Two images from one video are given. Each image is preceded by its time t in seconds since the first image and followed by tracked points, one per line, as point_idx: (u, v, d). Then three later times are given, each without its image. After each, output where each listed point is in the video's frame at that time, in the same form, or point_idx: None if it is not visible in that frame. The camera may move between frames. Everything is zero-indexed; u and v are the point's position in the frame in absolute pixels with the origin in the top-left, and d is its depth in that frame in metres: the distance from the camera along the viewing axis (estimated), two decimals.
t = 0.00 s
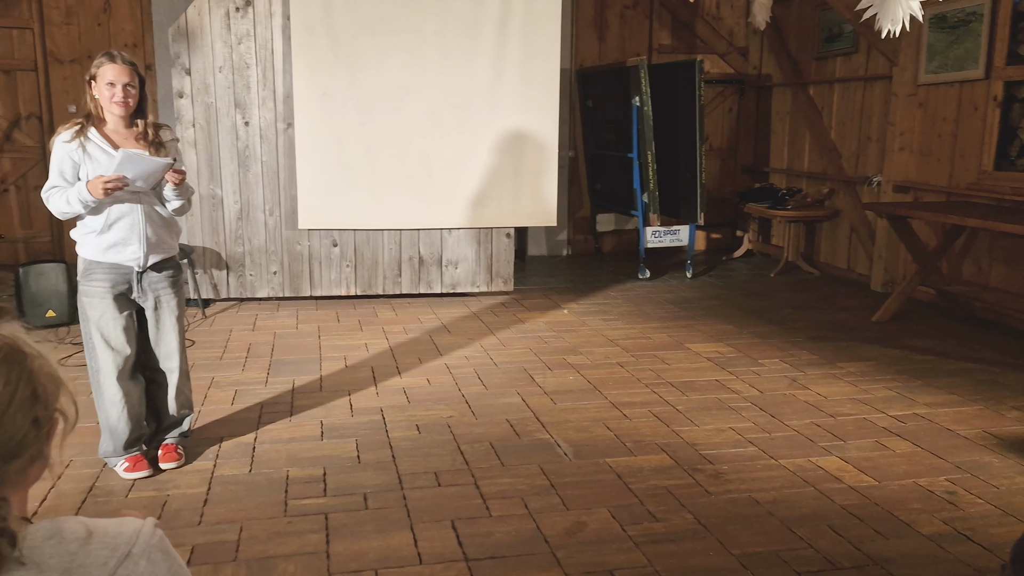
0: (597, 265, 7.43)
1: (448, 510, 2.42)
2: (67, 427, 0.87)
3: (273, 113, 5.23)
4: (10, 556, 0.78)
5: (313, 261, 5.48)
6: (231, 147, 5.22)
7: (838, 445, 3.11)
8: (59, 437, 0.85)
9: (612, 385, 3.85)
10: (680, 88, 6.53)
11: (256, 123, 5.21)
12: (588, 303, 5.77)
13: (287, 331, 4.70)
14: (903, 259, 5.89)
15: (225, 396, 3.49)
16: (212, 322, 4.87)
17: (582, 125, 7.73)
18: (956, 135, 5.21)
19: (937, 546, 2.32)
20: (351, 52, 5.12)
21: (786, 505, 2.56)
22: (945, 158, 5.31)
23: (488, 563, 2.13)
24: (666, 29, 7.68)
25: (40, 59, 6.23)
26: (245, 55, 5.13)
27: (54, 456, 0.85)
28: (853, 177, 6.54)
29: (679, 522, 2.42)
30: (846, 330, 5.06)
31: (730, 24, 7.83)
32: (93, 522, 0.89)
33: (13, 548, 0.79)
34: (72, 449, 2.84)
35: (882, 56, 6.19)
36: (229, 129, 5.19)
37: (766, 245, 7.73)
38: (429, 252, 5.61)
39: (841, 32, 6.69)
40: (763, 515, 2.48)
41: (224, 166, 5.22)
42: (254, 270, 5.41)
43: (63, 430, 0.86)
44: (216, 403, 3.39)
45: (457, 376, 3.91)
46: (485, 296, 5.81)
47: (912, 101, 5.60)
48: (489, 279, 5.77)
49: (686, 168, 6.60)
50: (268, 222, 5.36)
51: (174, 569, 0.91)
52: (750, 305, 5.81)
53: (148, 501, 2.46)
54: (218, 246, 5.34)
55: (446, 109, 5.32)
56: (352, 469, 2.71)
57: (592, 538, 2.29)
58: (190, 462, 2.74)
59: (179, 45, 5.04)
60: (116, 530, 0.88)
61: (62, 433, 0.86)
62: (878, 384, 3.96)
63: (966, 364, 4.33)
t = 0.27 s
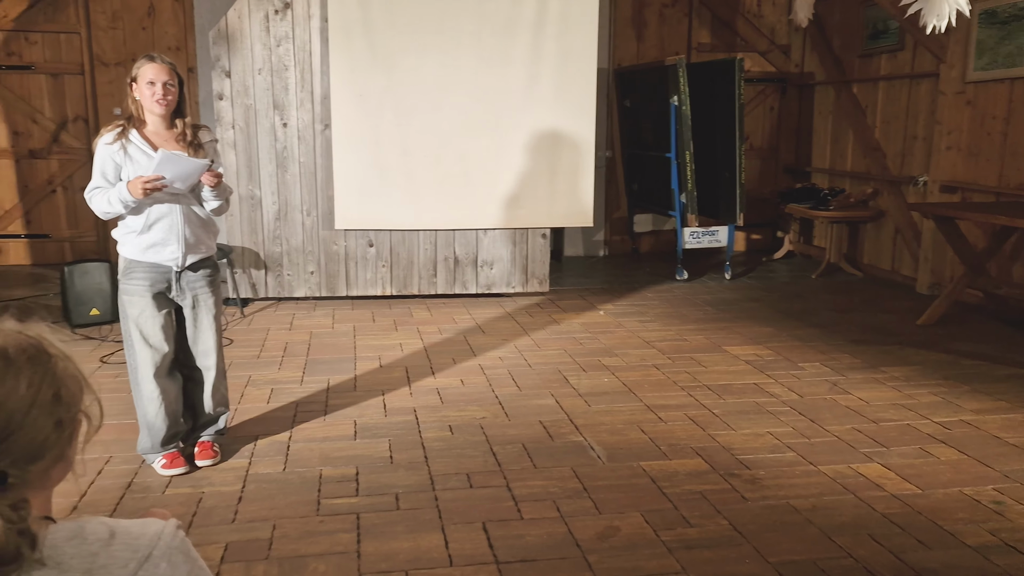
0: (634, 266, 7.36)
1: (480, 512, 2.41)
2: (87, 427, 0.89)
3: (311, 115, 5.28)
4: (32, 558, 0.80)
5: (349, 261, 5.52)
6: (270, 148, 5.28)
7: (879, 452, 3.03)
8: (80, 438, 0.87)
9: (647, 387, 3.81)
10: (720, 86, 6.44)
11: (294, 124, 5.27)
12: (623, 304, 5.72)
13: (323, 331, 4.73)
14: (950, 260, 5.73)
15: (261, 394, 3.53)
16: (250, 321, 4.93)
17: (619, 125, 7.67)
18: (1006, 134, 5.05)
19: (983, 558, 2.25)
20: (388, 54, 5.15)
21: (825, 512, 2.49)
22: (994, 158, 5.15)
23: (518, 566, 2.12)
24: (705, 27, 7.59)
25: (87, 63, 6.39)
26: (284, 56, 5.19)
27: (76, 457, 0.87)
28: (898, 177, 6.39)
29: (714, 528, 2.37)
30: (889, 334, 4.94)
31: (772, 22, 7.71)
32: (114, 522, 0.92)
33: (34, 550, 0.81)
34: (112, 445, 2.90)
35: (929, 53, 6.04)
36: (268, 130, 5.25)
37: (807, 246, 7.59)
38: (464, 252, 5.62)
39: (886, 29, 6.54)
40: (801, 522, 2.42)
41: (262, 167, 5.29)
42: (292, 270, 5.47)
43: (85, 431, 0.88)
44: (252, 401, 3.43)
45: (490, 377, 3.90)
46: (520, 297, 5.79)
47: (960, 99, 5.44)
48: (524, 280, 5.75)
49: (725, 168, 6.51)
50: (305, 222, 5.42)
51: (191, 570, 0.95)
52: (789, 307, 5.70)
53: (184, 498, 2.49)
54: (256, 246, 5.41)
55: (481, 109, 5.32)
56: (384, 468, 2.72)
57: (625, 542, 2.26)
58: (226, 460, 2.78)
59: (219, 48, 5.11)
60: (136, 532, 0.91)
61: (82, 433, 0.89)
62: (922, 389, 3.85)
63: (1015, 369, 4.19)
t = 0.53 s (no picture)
0: (680, 268, 7.28)
1: (521, 515, 2.40)
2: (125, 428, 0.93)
3: (357, 116, 5.33)
4: (69, 556, 0.82)
5: (394, 261, 5.57)
6: (317, 149, 5.35)
7: (933, 461, 2.93)
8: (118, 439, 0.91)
9: (691, 391, 3.75)
10: (770, 85, 6.33)
11: (341, 125, 5.33)
12: (669, 306, 5.66)
13: (368, 331, 4.77)
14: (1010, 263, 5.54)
15: (307, 393, 3.58)
16: (297, 320, 5.00)
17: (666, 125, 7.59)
18: None
19: None
20: (433, 56, 5.18)
21: (874, 523, 2.42)
22: None
23: (558, 570, 2.10)
24: (755, 25, 7.46)
25: (143, 67, 6.56)
26: (332, 59, 5.25)
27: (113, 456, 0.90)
28: (956, 178, 6.20)
29: (758, 536, 2.32)
30: (945, 339, 4.79)
31: (824, 19, 7.54)
32: (152, 523, 0.92)
33: (71, 548, 0.83)
34: (162, 441, 2.97)
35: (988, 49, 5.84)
36: (315, 132, 5.32)
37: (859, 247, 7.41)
38: (508, 253, 5.62)
39: (944, 25, 6.34)
40: (850, 533, 2.36)
41: (310, 168, 5.36)
42: (338, 270, 5.54)
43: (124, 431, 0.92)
44: (298, 400, 3.48)
45: (533, 378, 3.89)
46: (564, 298, 5.77)
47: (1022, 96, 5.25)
48: (568, 281, 5.73)
49: (775, 168, 6.39)
50: (352, 223, 5.47)
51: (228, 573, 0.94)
52: (840, 310, 5.57)
53: (230, 494, 2.54)
54: (303, 246, 5.48)
55: (526, 110, 5.31)
56: (426, 469, 2.73)
57: (667, 549, 2.23)
58: (271, 457, 2.82)
59: (269, 51, 5.19)
60: (174, 531, 0.91)
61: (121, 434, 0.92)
62: (980, 397, 3.72)
63: None
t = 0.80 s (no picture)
0: (714, 268, 7.21)
1: (550, 514, 2.41)
2: (157, 419, 0.96)
3: (392, 116, 5.38)
4: (97, 548, 0.84)
5: (427, 260, 5.61)
6: (352, 148, 5.40)
7: (972, 467, 2.87)
8: (149, 430, 0.94)
9: (724, 392, 3.72)
10: (808, 83, 6.24)
11: (375, 125, 5.38)
12: (702, 306, 5.61)
13: (400, 329, 4.81)
14: None
15: (339, 389, 3.62)
16: (331, 317, 5.06)
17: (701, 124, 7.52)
18: None
19: None
20: (467, 56, 5.21)
21: (910, 529, 2.38)
22: None
23: (586, 570, 2.10)
24: (793, 22, 7.37)
25: (183, 67, 6.69)
26: (367, 59, 5.30)
27: (144, 447, 0.94)
28: (999, 178, 6.05)
29: (790, 540, 2.30)
30: (987, 342, 4.68)
31: (864, 16, 7.42)
32: (178, 516, 0.93)
33: (99, 539, 0.84)
34: (198, 435, 3.02)
35: None
36: (350, 131, 5.37)
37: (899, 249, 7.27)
38: (540, 252, 5.62)
39: (988, 21, 6.19)
40: (884, 538, 2.32)
41: (344, 167, 5.41)
42: (372, 268, 5.59)
43: (155, 422, 0.95)
44: (331, 396, 3.52)
45: (564, 378, 3.89)
46: (596, 297, 5.75)
47: None
48: (601, 280, 5.71)
49: (812, 167, 6.30)
50: (385, 221, 5.52)
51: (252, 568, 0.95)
52: (878, 312, 5.47)
53: (263, 488, 2.58)
54: (338, 244, 5.54)
55: (559, 109, 5.31)
56: (456, 466, 2.75)
57: (696, 551, 2.22)
58: (304, 453, 2.86)
59: (305, 51, 5.26)
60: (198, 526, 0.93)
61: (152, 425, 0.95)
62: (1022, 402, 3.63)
63: None
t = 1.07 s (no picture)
0: (724, 268, 7.19)
1: (554, 512, 2.40)
2: (150, 412, 0.97)
3: (402, 114, 5.38)
4: (86, 539, 0.86)
5: (437, 258, 5.62)
6: (362, 146, 5.41)
7: (981, 469, 2.85)
8: (142, 423, 0.96)
9: (732, 392, 3.70)
10: (820, 83, 6.20)
11: (385, 123, 5.38)
12: (712, 306, 5.59)
13: (409, 327, 4.81)
14: None
15: (347, 386, 3.63)
16: (340, 315, 5.08)
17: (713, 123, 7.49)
18: None
19: None
20: (477, 54, 5.21)
21: (916, 531, 2.36)
22: None
23: (589, 569, 2.10)
24: (806, 22, 7.32)
25: (195, 65, 6.72)
26: (377, 57, 5.31)
27: (137, 440, 0.95)
28: (1014, 179, 5.99)
29: (795, 540, 2.29)
30: (1000, 344, 4.63)
31: (878, 15, 7.36)
32: (169, 508, 0.96)
33: (89, 531, 0.87)
34: (206, 431, 3.04)
35: None
36: (360, 129, 5.38)
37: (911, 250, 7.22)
38: (550, 251, 5.62)
39: (1004, 21, 6.13)
40: (890, 540, 2.31)
41: (355, 165, 5.43)
42: (381, 266, 5.60)
43: (147, 415, 0.96)
44: (338, 393, 3.53)
45: (571, 377, 3.88)
46: (606, 297, 5.74)
47: None
48: (611, 280, 5.70)
49: (824, 167, 6.26)
50: (395, 220, 5.53)
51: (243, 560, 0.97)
52: (889, 313, 5.43)
53: (269, 484, 2.59)
54: (347, 242, 5.56)
55: (569, 108, 5.31)
56: (461, 464, 2.75)
57: (700, 551, 2.21)
58: (310, 449, 2.87)
59: (316, 50, 5.27)
60: (188, 518, 0.95)
61: (145, 418, 0.97)
62: None
63: None
